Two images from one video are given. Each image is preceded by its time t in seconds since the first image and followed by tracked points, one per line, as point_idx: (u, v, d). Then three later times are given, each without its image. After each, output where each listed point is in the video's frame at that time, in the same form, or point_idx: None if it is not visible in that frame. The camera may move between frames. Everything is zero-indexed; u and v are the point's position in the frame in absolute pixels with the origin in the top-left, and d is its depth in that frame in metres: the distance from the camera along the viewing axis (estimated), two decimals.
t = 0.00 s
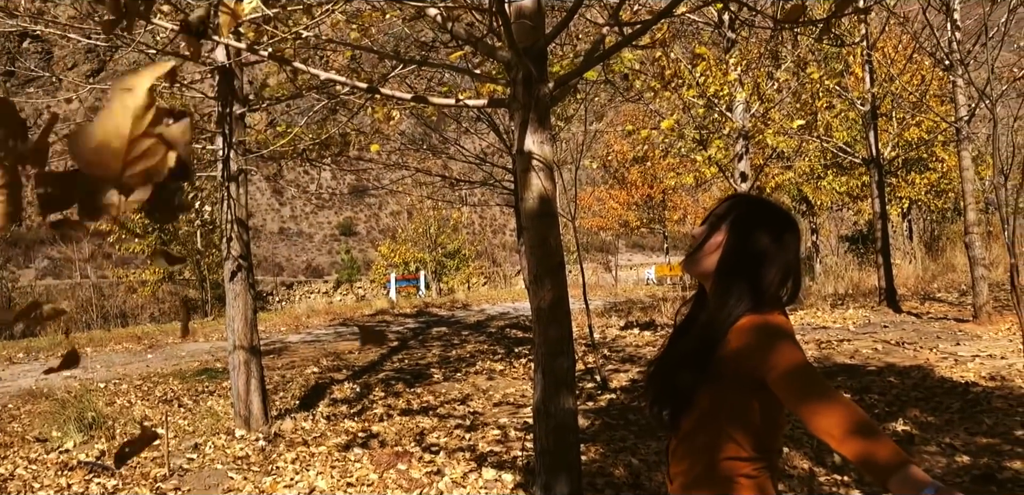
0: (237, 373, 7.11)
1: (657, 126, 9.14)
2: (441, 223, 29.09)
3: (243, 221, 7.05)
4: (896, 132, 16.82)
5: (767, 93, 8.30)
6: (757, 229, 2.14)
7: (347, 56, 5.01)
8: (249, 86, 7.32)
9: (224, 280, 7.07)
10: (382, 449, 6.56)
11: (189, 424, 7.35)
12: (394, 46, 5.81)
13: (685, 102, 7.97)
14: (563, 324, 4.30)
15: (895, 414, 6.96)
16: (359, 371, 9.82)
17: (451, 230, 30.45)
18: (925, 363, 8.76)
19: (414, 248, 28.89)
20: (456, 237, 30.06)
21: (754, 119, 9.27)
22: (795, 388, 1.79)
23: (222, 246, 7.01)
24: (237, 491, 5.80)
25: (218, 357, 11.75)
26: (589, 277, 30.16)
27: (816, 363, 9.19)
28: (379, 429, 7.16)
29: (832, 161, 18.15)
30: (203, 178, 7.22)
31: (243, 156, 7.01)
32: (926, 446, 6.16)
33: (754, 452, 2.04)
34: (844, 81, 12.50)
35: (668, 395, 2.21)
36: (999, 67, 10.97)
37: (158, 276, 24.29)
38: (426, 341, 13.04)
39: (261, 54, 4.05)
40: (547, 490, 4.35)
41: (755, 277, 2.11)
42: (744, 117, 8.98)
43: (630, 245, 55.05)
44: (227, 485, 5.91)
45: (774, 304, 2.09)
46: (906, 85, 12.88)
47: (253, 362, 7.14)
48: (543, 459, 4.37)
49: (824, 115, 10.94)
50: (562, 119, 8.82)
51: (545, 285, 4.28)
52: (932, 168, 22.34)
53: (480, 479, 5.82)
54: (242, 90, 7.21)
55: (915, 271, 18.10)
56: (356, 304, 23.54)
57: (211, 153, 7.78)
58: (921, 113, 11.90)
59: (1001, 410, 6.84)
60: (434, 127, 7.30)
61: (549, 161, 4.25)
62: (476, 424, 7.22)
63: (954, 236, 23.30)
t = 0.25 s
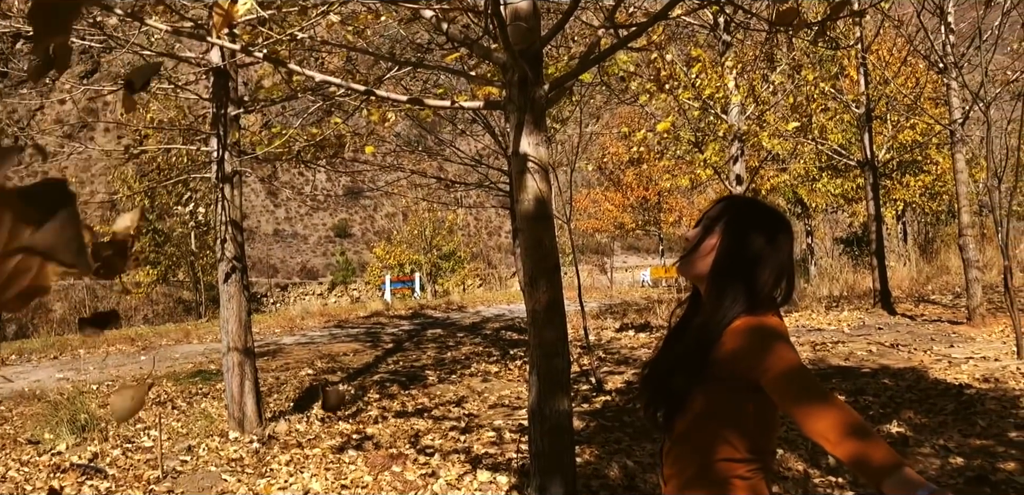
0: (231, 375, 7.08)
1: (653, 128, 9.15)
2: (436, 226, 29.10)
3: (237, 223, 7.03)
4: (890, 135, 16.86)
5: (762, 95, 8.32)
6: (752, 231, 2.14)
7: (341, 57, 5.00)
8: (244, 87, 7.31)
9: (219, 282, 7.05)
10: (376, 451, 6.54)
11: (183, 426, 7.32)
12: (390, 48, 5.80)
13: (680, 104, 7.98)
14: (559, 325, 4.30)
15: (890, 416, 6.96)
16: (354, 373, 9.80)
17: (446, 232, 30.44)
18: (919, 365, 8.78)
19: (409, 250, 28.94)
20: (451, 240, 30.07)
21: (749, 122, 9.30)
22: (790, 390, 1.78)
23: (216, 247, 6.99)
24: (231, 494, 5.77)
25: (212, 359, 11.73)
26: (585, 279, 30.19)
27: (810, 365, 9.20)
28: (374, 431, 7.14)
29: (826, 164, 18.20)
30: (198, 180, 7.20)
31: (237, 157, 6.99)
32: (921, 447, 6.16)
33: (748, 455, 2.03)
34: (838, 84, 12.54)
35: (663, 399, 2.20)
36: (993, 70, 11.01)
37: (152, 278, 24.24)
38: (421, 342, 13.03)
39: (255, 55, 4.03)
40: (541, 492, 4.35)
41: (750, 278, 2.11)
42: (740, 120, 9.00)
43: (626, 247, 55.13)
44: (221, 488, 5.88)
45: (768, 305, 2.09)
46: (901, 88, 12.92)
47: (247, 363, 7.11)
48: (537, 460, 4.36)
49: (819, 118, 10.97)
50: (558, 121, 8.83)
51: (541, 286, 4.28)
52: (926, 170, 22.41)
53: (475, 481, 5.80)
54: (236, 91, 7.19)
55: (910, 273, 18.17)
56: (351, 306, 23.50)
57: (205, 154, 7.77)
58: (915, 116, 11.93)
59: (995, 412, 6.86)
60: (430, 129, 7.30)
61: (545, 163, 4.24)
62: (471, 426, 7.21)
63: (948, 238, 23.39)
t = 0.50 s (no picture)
0: (226, 376, 7.07)
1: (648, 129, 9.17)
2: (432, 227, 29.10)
3: (232, 223, 7.02)
4: (885, 136, 16.91)
5: (757, 97, 8.33)
6: (746, 232, 2.14)
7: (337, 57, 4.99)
8: (239, 87, 7.30)
9: (214, 283, 7.04)
10: (371, 452, 6.53)
11: (177, 427, 7.30)
12: (386, 49, 5.81)
13: (676, 106, 7.99)
14: (555, 327, 4.29)
15: (884, 417, 6.98)
16: (349, 374, 9.79)
17: (442, 233, 30.44)
18: (913, 367, 8.80)
19: (405, 251, 28.95)
20: (447, 241, 30.07)
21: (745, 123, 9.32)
22: (785, 391, 1.79)
23: (211, 248, 6.99)
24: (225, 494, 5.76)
25: (206, 360, 11.71)
26: (580, 281, 30.22)
27: (805, 366, 9.22)
28: (368, 432, 7.13)
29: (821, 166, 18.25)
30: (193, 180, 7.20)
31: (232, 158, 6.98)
32: (915, 448, 6.17)
33: (742, 456, 2.03)
34: (833, 86, 12.57)
35: (657, 400, 2.20)
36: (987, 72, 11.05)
37: (147, 279, 24.20)
38: (416, 343, 13.03)
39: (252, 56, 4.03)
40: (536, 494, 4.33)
41: (744, 279, 2.11)
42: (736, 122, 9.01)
43: (621, 248, 55.20)
44: (215, 488, 5.86)
45: (762, 307, 2.10)
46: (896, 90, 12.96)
47: (242, 364, 7.10)
48: (532, 463, 4.35)
49: (814, 120, 11.00)
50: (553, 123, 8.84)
51: (536, 287, 4.28)
52: (921, 172, 22.48)
53: (470, 482, 5.79)
54: (232, 92, 7.19)
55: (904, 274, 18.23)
56: (346, 307, 23.48)
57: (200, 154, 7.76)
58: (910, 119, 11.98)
59: (989, 413, 6.87)
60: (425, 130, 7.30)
61: (541, 165, 4.24)
62: (466, 428, 7.21)
63: (943, 240, 23.46)
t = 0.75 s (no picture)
0: (221, 377, 7.06)
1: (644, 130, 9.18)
2: (428, 227, 29.10)
3: (228, 224, 7.01)
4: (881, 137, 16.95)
5: (753, 98, 8.35)
6: (741, 233, 2.15)
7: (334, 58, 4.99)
8: (235, 87, 7.30)
9: (209, 283, 7.04)
10: (367, 453, 6.53)
11: (172, 428, 7.29)
12: (382, 50, 5.80)
13: (671, 107, 8.00)
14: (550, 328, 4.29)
15: (879, 418, 6.99)
16: (345, 374, 9.79)
17: (438, 234, 30.44)
18: (908, 367, 8.82)
19: (401, 252, 28.93)
20: (443, 241, 30.08)
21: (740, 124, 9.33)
22: (780, 392, 1.79)
23: (207, 248, 6.98)
24: None
25: (201, 360, 11.69)
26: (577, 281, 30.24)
27: (800, 366, 9.23)
28: (364, 433, 7.13)
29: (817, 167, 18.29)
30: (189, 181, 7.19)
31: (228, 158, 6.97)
32: (909, 449, 6.19)
33: (738, 456, 2.04)
34: (829, 87, 12.60)
35: (652, 401, 2.20)
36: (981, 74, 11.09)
37: (142, 279, 24.16)
38: (412, 344, 13.03)
39: (249, 57, 4.02)
40: None
41: (739, 279, 2.12)
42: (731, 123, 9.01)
43: (618, 249, 55.28)
44: (210, 489, 5.84)
45: (757, 307, 2.10)
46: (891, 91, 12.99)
47: (237, 365, 7.09)
48: (527, 464, 4.34)
49: (809, 121, 11.02)
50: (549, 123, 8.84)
51: (532, 288, 4.27)
52: (917, 173, 22.54)
53: (465, 483, 5.78)
54: (228, 92, 7.18)
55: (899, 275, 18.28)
56: (342, 307, 23.47)
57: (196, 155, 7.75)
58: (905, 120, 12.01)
59: (983, 414, 6.89)
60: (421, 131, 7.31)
61: (537, 165, 4.23)
62: (462, 428, 7.21)
63: (938, 241, 23.53)
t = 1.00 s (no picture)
0: (217, 377, 7.06)
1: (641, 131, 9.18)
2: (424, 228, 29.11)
3: (225, 224, 7.02)
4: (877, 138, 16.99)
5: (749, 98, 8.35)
6: (736, 233, 2.15)
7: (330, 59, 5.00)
8: (232, 87, 7.29)
9: (206, 283, 7.04)
10: (363, 453, 6.53)
11: (168, 428, 7.29)
12: (379, 50, 5.80)
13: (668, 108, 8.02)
14: (546, 328, 4.30)
15: (875, 418, 7.01)
16: (341, 375, 9.79)
17: (435, 234, 30.44)
18: (904, 368, 8.84)
19: (397, 252, 28.99)
20: (440, 242, 30.08)
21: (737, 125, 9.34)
22: (774, 393, 1.80)
23: (204, 248, 6.98)
24: None
25: (197, 360, 11.68)
26: (573, 281, 30.25)
27: (796, 367, 9.25)
28: (360, 433, 7.13)
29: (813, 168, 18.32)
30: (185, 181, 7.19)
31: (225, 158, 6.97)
32: (905, 449, 6.20)
33: (734, 456, 2.04)
34: (824, 88, 12.62)
35: (648, 401, 2.21)
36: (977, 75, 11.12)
37: (138, 279, 24.13)
38: (408, 344, 13.04)
39: (246, 57, 4.02)
40: None
41: (735, 279, 2.12)
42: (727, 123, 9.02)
43: (614, 249, 55.36)
44: (206, 489, 5.83)
45: (752, 307, 2.10)
46: (887, 92, 13.02)
47: (233, 365, 7.09)
48: (523, 464, 4.33)
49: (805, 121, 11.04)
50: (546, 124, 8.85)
51: (529, 289, 4.28)
52: (913, 174, 22.59)
53: (461, 483, 5.77)
54: (225, 91, 7.18)
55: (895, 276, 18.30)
56: (339, 308, 23.46)
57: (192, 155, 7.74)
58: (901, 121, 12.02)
59: (979, 414, 6.90)
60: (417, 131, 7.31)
61: (533, 166, 4.24)
62: (458, 429, 7.21)
63: (933, 242, 23.59)
